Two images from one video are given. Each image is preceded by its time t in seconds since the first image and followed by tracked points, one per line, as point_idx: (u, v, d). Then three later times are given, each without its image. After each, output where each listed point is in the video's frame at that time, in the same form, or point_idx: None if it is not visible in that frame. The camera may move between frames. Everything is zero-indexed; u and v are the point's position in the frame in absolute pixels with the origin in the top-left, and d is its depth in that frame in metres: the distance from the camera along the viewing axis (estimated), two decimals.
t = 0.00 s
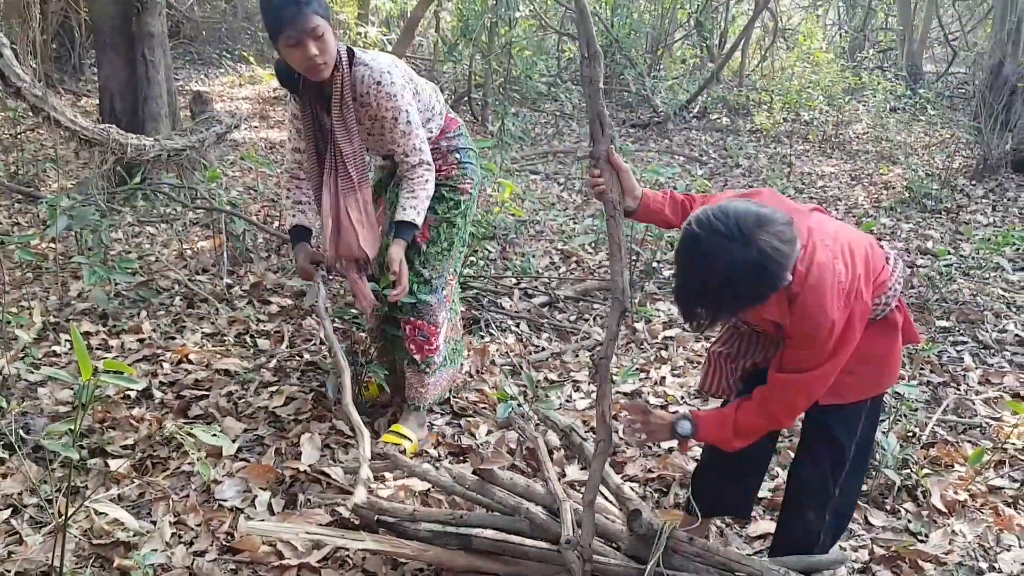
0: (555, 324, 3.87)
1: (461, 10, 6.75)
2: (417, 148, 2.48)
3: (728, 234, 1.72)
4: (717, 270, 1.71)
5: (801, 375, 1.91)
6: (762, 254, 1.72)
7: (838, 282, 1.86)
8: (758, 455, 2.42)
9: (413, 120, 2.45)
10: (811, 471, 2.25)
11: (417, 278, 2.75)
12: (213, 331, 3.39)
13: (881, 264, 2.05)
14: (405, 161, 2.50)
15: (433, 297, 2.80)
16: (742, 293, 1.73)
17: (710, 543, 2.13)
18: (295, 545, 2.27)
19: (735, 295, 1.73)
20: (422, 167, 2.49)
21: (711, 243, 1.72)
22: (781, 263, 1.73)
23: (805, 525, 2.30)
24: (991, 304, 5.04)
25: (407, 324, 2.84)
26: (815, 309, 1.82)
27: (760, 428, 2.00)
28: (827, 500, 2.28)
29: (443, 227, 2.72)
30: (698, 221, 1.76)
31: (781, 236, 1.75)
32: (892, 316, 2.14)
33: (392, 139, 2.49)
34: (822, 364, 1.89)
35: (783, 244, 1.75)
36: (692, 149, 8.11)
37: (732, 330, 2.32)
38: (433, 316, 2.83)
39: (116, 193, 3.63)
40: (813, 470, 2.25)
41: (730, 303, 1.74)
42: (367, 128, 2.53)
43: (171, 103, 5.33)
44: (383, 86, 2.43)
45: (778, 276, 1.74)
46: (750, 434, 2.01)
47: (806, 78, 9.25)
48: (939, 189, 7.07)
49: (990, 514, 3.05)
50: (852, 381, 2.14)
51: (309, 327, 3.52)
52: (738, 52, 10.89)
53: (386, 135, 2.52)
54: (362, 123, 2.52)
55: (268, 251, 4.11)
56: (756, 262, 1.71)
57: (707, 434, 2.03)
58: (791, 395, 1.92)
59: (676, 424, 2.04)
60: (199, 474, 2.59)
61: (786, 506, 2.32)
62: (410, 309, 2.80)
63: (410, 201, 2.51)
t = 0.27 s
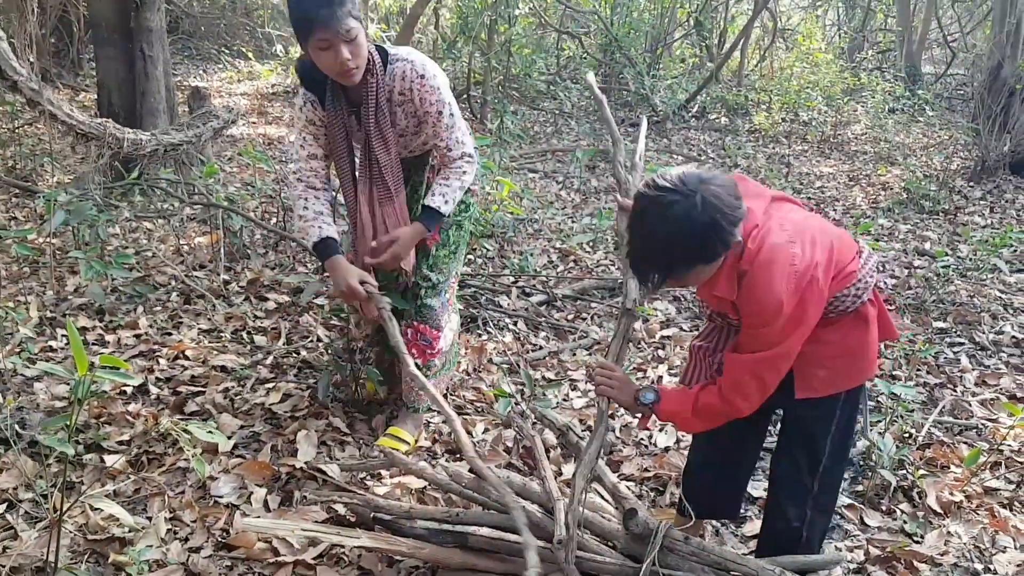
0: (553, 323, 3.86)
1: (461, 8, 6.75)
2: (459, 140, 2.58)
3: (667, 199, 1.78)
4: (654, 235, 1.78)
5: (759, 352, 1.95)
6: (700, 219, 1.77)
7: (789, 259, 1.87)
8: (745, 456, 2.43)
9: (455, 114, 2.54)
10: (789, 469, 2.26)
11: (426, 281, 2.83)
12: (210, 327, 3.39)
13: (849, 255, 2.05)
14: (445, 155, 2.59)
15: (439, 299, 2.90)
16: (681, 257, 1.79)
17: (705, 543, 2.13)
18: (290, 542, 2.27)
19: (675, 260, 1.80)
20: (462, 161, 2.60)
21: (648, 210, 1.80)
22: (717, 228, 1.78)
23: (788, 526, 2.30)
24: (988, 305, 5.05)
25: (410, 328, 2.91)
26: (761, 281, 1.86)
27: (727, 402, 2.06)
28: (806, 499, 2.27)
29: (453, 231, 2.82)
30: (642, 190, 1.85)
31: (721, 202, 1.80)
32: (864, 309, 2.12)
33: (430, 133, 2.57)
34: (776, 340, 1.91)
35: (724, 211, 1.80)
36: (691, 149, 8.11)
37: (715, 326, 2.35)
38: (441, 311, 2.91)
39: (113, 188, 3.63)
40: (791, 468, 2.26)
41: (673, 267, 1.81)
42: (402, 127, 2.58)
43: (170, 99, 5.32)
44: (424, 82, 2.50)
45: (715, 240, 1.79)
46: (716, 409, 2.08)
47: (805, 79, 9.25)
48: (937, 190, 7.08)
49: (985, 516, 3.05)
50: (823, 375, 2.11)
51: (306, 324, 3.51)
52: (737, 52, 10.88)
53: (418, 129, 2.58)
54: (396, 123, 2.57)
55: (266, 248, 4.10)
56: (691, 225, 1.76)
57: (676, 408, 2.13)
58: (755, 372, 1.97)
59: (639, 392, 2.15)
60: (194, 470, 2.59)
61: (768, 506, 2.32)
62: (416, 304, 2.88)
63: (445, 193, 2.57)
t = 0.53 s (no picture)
0: (553, 320, 3.86)
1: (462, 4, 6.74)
2: (483, 134, 2.72)
3: (624, 174, 1.82)
4: (612, 211, 1.82)
5: (759, 332, 1.83)
6: (656, 191, 1.79)
7: (756, 233, 1.85)
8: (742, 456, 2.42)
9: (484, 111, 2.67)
10: (787, 467, 2.26)
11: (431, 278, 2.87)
12: (210, 321, 3.38)
13: (835, 245, 2.05)
14: (469, 149, 2.73)
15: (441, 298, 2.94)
16: (639, 231, 1.82)
17: (703, 541, 2.13)
18: (289, 537, 2.26)
19: (636, 234, 1.83)
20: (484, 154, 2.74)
21: (606, 188, 1.84)
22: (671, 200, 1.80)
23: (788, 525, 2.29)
24: (988, 306, 5.05)
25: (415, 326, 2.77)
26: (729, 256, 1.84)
27: (777, 403, 1.87)
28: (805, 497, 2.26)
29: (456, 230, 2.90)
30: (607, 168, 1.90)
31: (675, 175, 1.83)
32: (853, 300, 2.10)
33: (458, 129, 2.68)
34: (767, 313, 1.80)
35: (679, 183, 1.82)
36: (692, 147, 8.10)
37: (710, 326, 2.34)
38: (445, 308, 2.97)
39: (113, 181, 3.62)
40: (788, 465, 2.26)
41: (638, 242, 1.84)
42: (431, 130, 2.66)
43: (171, 92, 5.31)
44: (457, 81, 2.60)
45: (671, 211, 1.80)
46: (763, 416, 1.90)
47: (806, 78, 9.25)
48: (938, 191, 7.08)
49: (984, 516, 3.05)
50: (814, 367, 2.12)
51: (306, 319, 3.51)
52: (738, 51, 10.87)
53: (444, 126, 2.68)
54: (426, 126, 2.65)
55: (266, 242, 4.10)
56: (645, 197, 1.79)
57: (734, 430, 1.95)
58: (769, 355, 1.84)
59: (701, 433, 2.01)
60: (193, 464, 2.58)
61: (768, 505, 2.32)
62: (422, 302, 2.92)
63: (459, 183, 2.73)
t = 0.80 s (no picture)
0: (549, 318, 3.86)
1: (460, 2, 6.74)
2: (486, 135, 2.69)
3: (616, 168, 1.83)
4: (608, 204, 1.83)
5: (787, 310, 1.78)
6: (650, 181, 1.80)
7: (757, 218, 1.85)
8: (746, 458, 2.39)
9: (488, 111, 2.65)
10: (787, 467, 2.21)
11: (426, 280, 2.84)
12: (205, 318, 3.37)
13: (843, 238, 2.00)
14: (473, 148, 2.70)
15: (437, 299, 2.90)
16: (636, 220, 1.82)
17: (699, 540, 2.13)
18: (284, 534, 2.26)
19: (632, 225, 1.83)
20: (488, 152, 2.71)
21: (600, 183, 1.85)
22: (666, 187, 1.80)
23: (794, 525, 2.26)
24: (984, 306, 5.06)
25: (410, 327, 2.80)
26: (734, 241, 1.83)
27: (838, 382, 1.78)
28: (812, 500, 2.22)
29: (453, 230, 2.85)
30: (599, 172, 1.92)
31: (668, 163, 1.83)
32: (863, 296, 2.04)
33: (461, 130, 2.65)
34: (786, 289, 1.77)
35: (673, 171, 1.83)
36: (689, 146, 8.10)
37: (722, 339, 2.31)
38: (437, 312, 2.93)
39: (109, 177, 3.61)
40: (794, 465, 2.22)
41: (636, 231, 1.85)
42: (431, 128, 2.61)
43: (167, 88, 5.29)
44: (462, 83, 2.56)
45: (666, 199, 1.81)
46: (827, 399, 1.80)
47: (803, 78, 9.26)
48: (934, 191, 7.09)
49: (978, 516, 3.05)
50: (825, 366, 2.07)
51: (302, 316, 3.50)
52: (736, 50, 10.87)
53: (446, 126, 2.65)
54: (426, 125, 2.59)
55: (262, 238, 4.09)
56: (637, 186, 1.80)
57: (818, 427, 1.82)
58: (807, 333, 1.77)
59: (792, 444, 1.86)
60: (188, 461, 2.58)
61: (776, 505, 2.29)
62: (416, 304, 2.90)
63: (467, 182, 2.70)
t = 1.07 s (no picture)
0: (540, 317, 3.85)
1: None
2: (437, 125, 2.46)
3: (615, 179, 1.85)
4: (608, 216, 1.85)
5: (792, 313, 1.80)
6: (649, 191, 1.82)
7: (759, 223, 1.87)
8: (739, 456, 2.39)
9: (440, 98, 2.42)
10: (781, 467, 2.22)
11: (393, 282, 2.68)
12: (194, 314, 3.36)
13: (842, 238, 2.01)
14: (424, 138, 2.47)
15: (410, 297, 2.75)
16: (637, 231, 1.84)
17: (690, 539, 2.13)
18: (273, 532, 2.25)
19: (635, 236, 1.85)
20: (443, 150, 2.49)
21: (599, 195, 1.87)
22: (664, 197, 1.83)
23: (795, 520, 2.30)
24: (972, 308, 5.08)
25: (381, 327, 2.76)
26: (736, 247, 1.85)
27: (839, 385, 1.81)
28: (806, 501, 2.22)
29: (419, 227, 2.64)
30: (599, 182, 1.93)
31: (665, 173, 1.85)
32: (864, 298, 2.06)
33: (411, 118, 2.44)
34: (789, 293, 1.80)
35: (670, 181, 1.84)
36: (679, 145, 8.11)
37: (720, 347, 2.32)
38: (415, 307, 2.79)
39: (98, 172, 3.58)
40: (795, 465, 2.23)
41: (637, 243, 1.86)
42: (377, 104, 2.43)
43: (157, 83, 5.26)
44: (410, 62, 2.35)
45: (667, 210, 1.83)
46: (826, 400, 1.82)
47: (794, 78, 9.28)
48: (923, 192, 7.12)
49: (966, 517, 3.06)
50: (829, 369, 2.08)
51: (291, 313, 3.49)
52: (727, 51, 10.89)
53: (396, 110, 2.45)
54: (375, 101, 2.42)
55: (252, 235, 4.07)
56: (636, 197, 1.82)
57: (809, 425, 1.85)
58: (810, 336, 1.80)
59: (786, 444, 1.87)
60: (177, 458, 2.56)
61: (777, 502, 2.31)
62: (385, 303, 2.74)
63: (415, 174, 2.48)
